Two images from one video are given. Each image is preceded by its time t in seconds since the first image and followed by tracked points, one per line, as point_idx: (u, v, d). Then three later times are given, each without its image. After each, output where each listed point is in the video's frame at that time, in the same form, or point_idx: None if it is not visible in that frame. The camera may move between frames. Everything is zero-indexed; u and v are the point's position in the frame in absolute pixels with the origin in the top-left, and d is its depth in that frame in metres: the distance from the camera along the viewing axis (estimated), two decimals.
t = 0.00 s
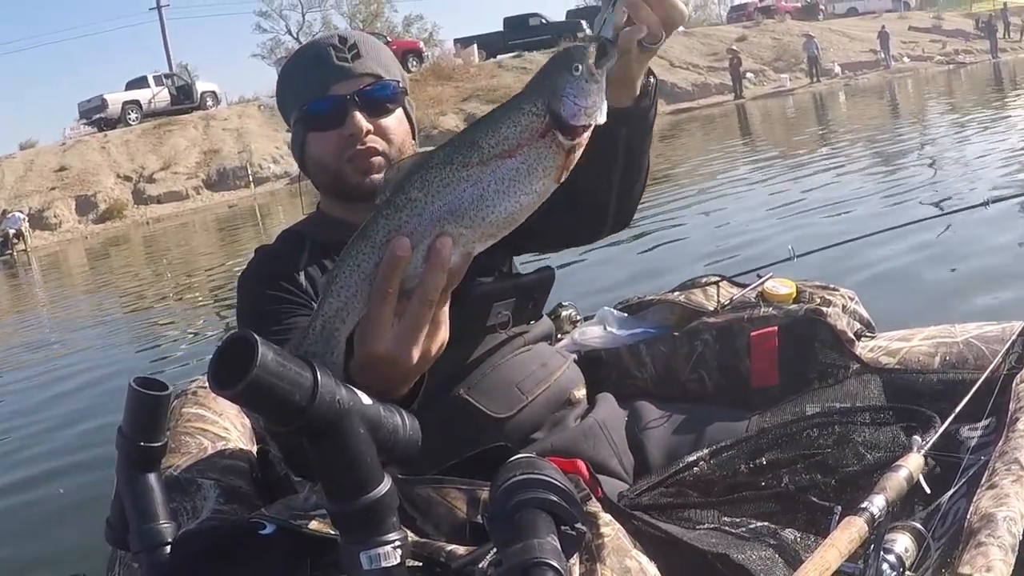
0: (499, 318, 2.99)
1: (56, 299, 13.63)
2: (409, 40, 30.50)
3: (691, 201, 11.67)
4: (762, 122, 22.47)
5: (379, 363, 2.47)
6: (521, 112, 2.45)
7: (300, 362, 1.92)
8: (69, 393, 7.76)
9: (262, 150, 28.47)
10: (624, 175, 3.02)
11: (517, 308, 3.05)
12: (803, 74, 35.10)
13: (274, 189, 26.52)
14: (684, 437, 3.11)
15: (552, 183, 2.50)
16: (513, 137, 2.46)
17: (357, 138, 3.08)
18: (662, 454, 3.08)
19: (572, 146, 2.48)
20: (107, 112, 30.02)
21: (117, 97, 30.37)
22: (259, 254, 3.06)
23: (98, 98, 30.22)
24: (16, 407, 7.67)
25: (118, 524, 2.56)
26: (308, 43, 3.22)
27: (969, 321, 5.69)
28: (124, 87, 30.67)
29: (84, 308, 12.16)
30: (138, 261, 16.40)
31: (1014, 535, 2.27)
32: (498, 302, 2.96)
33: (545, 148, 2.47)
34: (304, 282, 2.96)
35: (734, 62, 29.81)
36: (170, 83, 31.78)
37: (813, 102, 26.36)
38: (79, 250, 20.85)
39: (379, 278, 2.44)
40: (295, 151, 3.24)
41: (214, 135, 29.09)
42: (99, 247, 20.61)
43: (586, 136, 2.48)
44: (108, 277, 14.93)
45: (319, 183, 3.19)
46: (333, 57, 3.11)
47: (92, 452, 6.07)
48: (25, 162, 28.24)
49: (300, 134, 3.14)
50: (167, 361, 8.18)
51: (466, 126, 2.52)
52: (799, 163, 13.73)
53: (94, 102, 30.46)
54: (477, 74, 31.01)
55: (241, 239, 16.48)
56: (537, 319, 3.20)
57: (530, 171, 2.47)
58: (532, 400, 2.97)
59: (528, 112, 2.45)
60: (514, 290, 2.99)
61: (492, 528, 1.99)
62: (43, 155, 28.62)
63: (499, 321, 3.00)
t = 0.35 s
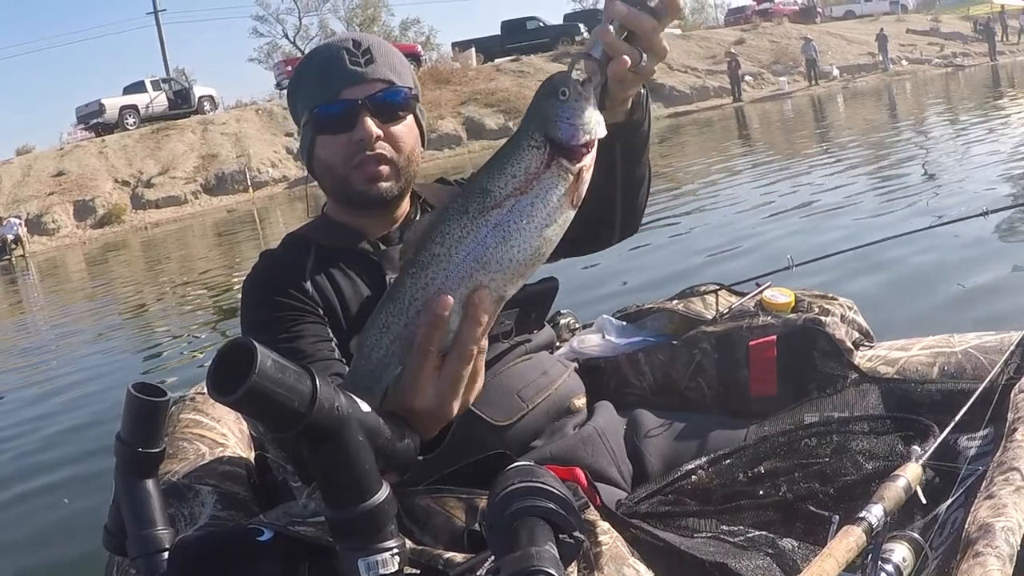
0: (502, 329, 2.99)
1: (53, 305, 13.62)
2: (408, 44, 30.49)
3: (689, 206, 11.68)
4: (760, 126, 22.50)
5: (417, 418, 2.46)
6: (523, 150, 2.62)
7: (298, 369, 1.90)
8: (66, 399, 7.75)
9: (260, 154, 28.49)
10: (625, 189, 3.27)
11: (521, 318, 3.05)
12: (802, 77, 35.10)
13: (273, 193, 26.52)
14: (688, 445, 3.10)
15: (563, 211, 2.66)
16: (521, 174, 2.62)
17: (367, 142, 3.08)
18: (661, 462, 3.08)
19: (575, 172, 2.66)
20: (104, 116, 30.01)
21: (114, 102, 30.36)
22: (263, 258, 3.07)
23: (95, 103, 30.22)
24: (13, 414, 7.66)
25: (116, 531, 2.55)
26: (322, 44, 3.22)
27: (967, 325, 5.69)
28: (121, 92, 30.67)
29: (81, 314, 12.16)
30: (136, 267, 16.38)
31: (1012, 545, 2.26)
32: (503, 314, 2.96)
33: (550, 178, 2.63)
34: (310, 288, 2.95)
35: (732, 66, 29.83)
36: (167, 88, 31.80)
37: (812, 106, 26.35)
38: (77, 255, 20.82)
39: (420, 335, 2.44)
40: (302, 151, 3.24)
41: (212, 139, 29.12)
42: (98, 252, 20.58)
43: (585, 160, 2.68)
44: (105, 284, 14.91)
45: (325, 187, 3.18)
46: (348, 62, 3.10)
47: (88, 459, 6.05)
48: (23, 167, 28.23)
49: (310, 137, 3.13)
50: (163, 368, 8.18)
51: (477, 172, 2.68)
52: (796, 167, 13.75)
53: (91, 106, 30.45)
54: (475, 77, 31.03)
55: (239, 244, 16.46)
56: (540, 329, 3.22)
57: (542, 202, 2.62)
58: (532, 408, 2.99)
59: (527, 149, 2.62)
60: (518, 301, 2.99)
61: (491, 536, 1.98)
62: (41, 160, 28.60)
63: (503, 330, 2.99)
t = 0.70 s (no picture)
0: (503, 328, 2.98)
1: (52, 307, 13.61)
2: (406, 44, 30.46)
3: (687, 205, 11.68)
4: (758, 125, 22.51)
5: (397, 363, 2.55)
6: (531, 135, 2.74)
7: (297, 369, 1.90)
8: (65, 401, 7.76)
9: (258, 156, 28.49)
10: (627, 200, 3.29)
11: (522, 320, 3.04)
12: (800, 77, 35.10)
13: (271, 194, 26.52)
14: (688, 444, 3.11)
15: (557, 202, 2.72)
16: (523, 153, 2.72)
17: (384, 139, 3.06)
18: (662, 460, 3.08)
19: (576, 172, 2.73)
20: (102, 118, 29.99)
21: (112, 104, 30.35)
22: (267, 259, 3.07)
23: (92, 105, 30.20)
24: (13, 416, 7.67)
25: (117, 533, 2.55)
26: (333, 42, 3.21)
27: (967, 324, 5.70)
28: (119, 94, 30.66)
29: (80, 316, 12.14)
30: (135, 268, 16.37)
31: (1013, 542, 2.26)
32: (503, 313, 2.96)
33: (553, 167, 2.71)
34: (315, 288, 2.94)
35: (730, 66, 29.83)
36: (165, 90, 31.79)
37: (811, 105, 26.38)
38: (76, 257, 20.80)
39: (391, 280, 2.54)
40: (309, 148, 3.20)
41: (210, 142, 29.14)
42: (97, 254, 20.56)
43: (594, 164, 2.74)
44: (104, 286, 14.90)
45: (334, 184, 3.15)
46: (364, 60, 3.10)
47: (89, 461, 6.05)
48: (21, 169, 28.20)
49: (323, 132, 3.10)
50: (164, 369, 8.19)
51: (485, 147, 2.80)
52: (795, 166, 13.76)
53: (89, 108, 30.43)
54: (473, 78, 31.03)
55: (237, 246, 16.45)
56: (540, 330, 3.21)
57: (536, 182, 2.70)
58: (532, 408, 2.99)
59: (538, 137, 2.74)
60: (516, 299, 2.95)
61: (492, 536, 1.96)
62: (39, 162, 28.58)
63: (504, 330, 2.98)
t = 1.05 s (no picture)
0: (506, 333, 2.97)
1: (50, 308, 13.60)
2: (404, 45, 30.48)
3: (686, 205, 11.68)
4: (756, 125, 22.55)
5: (431, 374, 2.64)
6: (546, 143, 2.66)
7: (299, 371, 1.90)
8: (64, 402, 7.75)
9: (256, 156, 28.48)
10: (627, 202, 3.28)
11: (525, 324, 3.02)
12: (798, 77, 35.14)
13: (269, 195, 26.51)
14: (689, 445, 3.11)
15: (581, 211, 2.69)
16: (540, 164, 2.66)
17: (391, 142, 3.06)
18: (663, 461, 3.08)
19: (593, 175, 2.69)
20: (99, 119, 29.97)
21: (109, 104, 30.32)
22: (270, 260, 3.07)
23: (90, 106, 30.17)
24: (12, 417, 7.67)
25: (119, 534, 2.55)
26: (341, 43, 3.20)
27: (967, 323, 5.70)
28: (116, 94, 30.64)
29: (79, 317, 12.13)
30: (133, 269, 16.36)
31: (1015, 542, 2.26)
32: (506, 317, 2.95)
33: (570, 175, 2.66)
34: (318, 288, 2.96)
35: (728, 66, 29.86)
36: (163, 91, 31.78)
37: (809, 105, 26.41)
38: (74, 258, 20.77)
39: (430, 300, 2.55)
40: (315, 149, 3.19)
41: (208, 143, 29.14)
42: (95, 255, 20.52)
43: (608, 162, 2.69)
44: (102, 287, 14.88)
45: (340, 185, 3.15)
46: (372, 61, 3.10)
47: (88, 462, 6.05)
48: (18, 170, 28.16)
49: (329, 133, 3.10)
50: (163, 370, 8.18)
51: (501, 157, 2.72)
52: (793, 166, 13.78)
53: (87, 109, 30.41)
54: (471, 78, 31.06)
55: (235, 247, 16.44)
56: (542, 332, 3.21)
57: (558, 195, 2.65)
58: (534, 411, 2.99)
59: (550, 143, 2.66)
60: (522, 306, 3.03)
61: (494, 537, 1.96)
62: (36, 163, 28.54)
63: (507, 336, 2.98)
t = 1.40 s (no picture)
0: (509, 336, 2.95)
1: (46, 309, 13.55)
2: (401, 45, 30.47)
3: (683, 206, 11.68)
4: (753, 125, 22.56)
5: (410, 367, 2.53)
6: (572, 155, 2.69)
7: (300, 369, 1.89)
8: (60, 403, 7.73)
9: (253, 156, 28.46)
10: (640, 220, 3.29)
11: (528, 329, 3.00)
12: (796, 77, 35.16)
13: (266, 195, 26.47)
14: (689, 445, 3.11)
15: (592, 225, 2.72)
16: (560, 176, 2.68)
17: (393, 145, 3.06)
18: (663, 460, 3.08)
19: (613, 191, 2.74)
20: (96, 119, 29.92)
21: (105, 104, 30.25)
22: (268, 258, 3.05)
23: (86, 106, 30.09)
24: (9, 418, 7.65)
25: (119, 532, 2.54)
26: (343, 44, 3.20)
27: (966, 323, 5.70)
28: (113, 94, 30.59)
29: (76, 317, 12.11)
30: (129, 270, 16.33)
31: (1015, 542, 2.26)
32: (509, 321, 2.93)
33: (587, 190, 2.70)
34: (317, 285, 2.96)
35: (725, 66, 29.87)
36: (159, 90, 31.73)
37: (806, 104, 26.42)
38: (71, 259, 20.71)
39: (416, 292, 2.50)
40: (316, 148, 3.18)
41: (204, 143, 29.12)
42: (92, 255, 20.46)
43: (627, 182, 2.75)
44: (98, 287, 14.86)
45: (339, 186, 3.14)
46: (376, 63, 3.10)
47: (87, 463, 6.04)
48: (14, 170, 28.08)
49: (332, 133, 3.09)
50: (159, 370, 8.17)
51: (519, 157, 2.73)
52: (790, 166, 13.78)
53: (83, 109, 30.34)
54: (468, 78, 31.05)
55: (233, 247, 16.41)
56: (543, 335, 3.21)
57: (571, 209, 2.68)
58: (533, 411, 2.99)
59: (576, 153, 2.69)
60: (525, 309, 2.94)
61: (495, 536, 1.94)
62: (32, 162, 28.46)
63: (509, 339, 2.95)
